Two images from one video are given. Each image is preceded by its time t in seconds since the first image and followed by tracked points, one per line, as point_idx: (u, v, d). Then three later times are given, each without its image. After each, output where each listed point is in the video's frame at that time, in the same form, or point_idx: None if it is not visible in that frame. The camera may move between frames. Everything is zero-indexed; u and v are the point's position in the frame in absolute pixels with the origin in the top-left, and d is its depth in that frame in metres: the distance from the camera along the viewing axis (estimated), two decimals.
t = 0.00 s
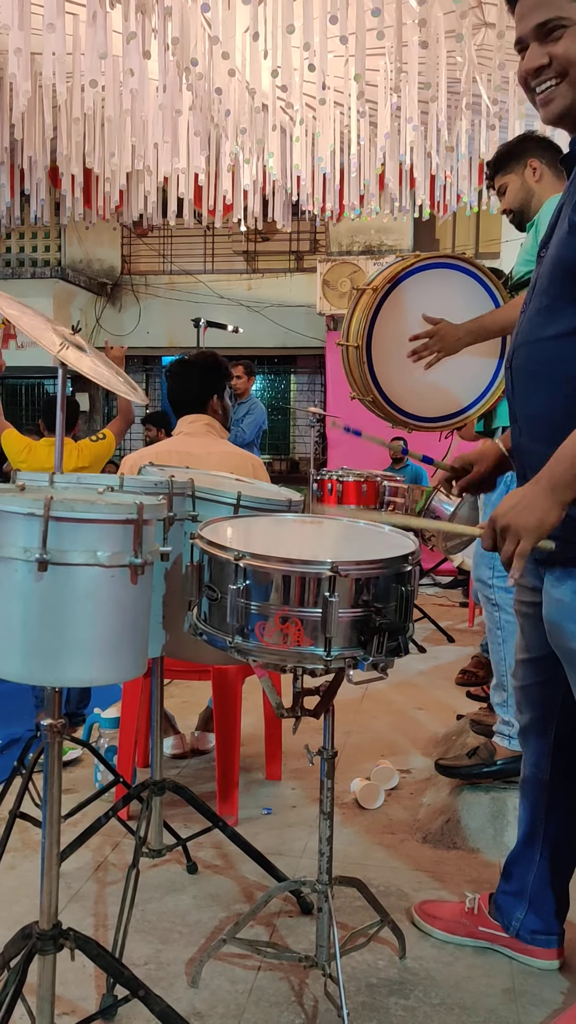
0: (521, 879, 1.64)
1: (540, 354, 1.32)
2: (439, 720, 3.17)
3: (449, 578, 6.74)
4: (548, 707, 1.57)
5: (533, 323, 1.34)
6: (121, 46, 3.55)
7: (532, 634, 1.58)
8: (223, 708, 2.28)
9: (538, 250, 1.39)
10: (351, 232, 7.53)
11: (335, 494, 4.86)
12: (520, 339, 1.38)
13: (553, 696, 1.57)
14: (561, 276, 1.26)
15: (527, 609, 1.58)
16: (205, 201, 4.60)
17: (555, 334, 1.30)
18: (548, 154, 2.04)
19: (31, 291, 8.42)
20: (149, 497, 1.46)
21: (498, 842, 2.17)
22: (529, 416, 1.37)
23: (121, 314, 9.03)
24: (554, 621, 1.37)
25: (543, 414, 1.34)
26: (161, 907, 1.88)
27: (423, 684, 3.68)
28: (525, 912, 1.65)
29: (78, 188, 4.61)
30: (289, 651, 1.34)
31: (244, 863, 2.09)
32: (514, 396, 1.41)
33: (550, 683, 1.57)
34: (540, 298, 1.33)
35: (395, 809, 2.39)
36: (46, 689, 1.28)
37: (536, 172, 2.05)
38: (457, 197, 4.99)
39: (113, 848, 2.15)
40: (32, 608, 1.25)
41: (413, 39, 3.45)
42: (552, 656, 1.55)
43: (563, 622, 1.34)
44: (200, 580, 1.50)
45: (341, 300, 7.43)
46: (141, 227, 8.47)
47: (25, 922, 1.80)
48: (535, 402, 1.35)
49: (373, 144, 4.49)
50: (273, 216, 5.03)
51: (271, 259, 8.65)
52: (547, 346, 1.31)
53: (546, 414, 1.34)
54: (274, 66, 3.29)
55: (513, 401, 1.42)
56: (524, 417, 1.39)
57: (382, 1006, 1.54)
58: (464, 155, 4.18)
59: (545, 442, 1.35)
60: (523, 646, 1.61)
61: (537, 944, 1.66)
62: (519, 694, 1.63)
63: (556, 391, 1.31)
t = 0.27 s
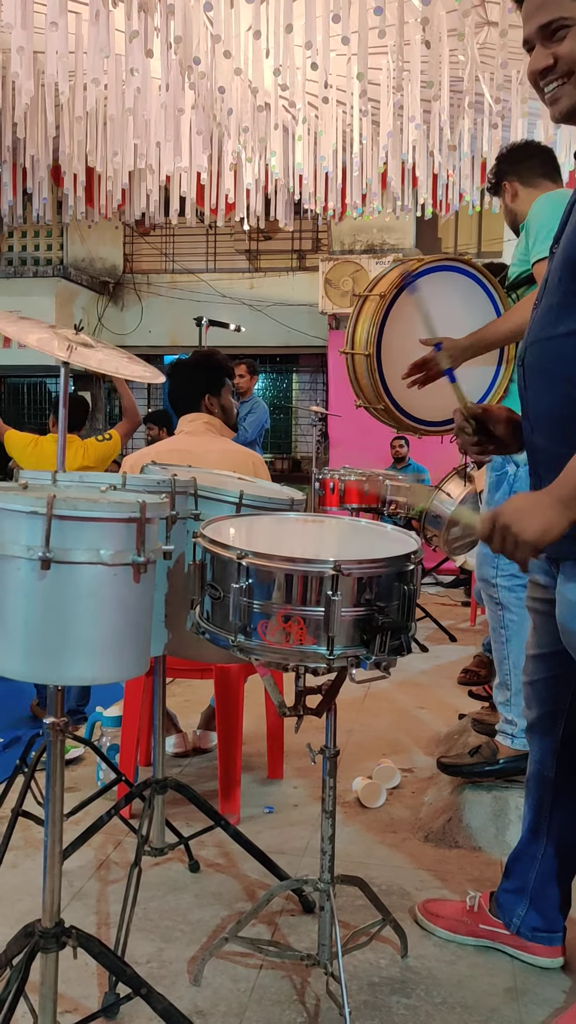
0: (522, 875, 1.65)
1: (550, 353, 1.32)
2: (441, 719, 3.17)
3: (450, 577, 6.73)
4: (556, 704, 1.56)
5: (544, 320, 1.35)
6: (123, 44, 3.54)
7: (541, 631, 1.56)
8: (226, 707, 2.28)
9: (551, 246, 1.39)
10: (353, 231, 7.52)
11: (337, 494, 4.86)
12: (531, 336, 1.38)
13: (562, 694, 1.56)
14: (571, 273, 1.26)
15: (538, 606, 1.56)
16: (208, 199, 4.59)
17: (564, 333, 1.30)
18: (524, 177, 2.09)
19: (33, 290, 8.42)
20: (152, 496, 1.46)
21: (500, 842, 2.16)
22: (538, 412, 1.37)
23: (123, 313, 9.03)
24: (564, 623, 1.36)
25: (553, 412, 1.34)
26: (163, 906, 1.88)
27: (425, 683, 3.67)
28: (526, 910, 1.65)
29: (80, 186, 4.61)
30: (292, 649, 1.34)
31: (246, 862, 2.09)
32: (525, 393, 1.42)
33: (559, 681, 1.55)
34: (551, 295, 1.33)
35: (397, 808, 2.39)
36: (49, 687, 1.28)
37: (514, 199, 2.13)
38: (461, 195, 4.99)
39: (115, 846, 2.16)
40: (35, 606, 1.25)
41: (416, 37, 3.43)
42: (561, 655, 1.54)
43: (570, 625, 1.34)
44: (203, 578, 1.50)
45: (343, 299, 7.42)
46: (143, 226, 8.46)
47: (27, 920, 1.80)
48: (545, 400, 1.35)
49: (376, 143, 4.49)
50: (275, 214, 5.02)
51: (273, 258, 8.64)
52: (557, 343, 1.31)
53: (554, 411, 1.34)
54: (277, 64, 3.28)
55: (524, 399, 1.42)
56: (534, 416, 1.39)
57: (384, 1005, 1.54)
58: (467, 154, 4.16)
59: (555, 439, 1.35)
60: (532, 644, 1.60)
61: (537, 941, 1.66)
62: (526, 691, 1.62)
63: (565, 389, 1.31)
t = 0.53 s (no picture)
0: (539, 884, 1.61)
1: (557, 355, 1.32)
2: (440, 718, 3.17)
3: (450, 577, 6.74)
4: (570, 705, 1.56)
5: (551, 322, 1.34)
6: (123, 43, 3.55)
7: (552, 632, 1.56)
8: (225, 706, 2.28)
9: (556, 247, 1.38)
10: (353, 230, 7.52)
11: (337, 493, 4.86)
12: (539, 338, 1.37)
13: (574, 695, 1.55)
14: None
15: (548, 609, 1.56)
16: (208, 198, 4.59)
17: (571, 333, 1.29)
18: (523, 179, 2.07)
19: (33, 289, 8.42)
20: (152, 495, 1.47)
21: (499, 841, 2.16)
22: (547, 414, 1.36)
23: (123, 312, 9.03)
24: (569, 623, 1.36)
25: (560, 414, 1.33)
26: (163, 904, 1.88)
27: (425, 682, 3.67)
28: (545, 919, 1.62)
29: (81, 185, 4.61)
30: (291, 648, 1.34)
31: (246, 861, 2.09)
32: (533, 395, 1.41)
33: (571, 682, 1.55)
34: (558, 296, 1.32)
35: (397, 807, 2.39)
36: (48, 685, 1.28)
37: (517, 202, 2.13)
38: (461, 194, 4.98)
39: (115, 844, 2.16)
40: (33, 604, 1.25)
41: (415, 36, 3.43)
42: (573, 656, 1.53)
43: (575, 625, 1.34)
44: (202, 577, 1.50)
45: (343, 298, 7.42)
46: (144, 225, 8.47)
47: (27, 918, 1.80)
48: (552, 402, 1.35)
49: (377, 142, 4.49)
50: (275, 213, 5.02)
51: (274, 256, 8.63)
52: (565, 345, 1.30)
53: (561, 413, 1.33)
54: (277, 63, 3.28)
55: (532, 401, 1.41)
56: (540, 419, 1.39)
57: (383, 1004, 1.53)
58: (467, 153, 4.16)
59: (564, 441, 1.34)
60: (543, 644, 1.59)
61: (558, 953, 1.63)
62: (539, 694, 1.61)
63: (573, 392, 1.31)
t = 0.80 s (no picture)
0: (540, 885, 1.62)
1: (559, 357, 1.32)
2: (440, 719, 3.17)
3: (450, 577, 6.74)
4: (569, 705, 1.56)
5: (552, 324, 1.34)
6: (123, 43, 3.55)
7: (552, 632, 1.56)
8: (225, 706, 2.28)
9: (557, 250, 1.38)
10: (353, 231, 7.52)
11: (337, 493, 4.86)
12: (540, 340, 1.38)
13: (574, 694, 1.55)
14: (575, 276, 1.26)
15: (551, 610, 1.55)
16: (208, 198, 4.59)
17: (572, 336, 1.29)
18: (529, 174, 2.06)
19: (33, 289, 8.42)
20: (152, 495, 1.47)
21: (499, 841, 2.16)
22: (548, 416, 1.37)
23: (123, 312, 9.03)
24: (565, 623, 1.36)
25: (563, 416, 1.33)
26: (162, 905, 1.88)
27: (425, 683, 3.67)
28: (546, 921, 1.62)
29: (81, 185, 4.61)
30: (291, 649, 1.34)
31: (245, 862, 2.09)
32: (535, 397, 1.41)
33: (572, 682, 1.55)
34: (557, 299, 1.33)
35: (396, 808, 2.39)
36: (47, 686, 1.28)
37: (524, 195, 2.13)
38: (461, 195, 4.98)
39: (114, 845, 2.16)
40: (33, 604, 1.25)
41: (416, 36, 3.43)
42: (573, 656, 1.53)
43: (572, 625, 1.33)
44: (202, 578, 1.50)
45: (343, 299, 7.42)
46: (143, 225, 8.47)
47: (26, 918, 1.80)
48: (554, 405, 1.35)
49: (376, 142, 4.49)
50: (275, 213, 5.02)
51: (274, 257, 8.63)
52: (565, 347, 1.30)
53: (564, 416, 1.33)
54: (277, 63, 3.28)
55: (534, 403, 1.42)
56: (542, 421, 1.39)
57: (383, 1005, 1.53)
58: (467, 153, 4.16)
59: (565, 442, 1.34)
60: (544, 644, 1.59)
61: (559, 954, 1.63)
62: (538, 694, 1.62)
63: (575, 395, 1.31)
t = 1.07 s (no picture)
0: (539, 886, 1.62)
1: (555, 358, 1.32)
2: (439, 719, 3.17)
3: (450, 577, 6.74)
4: (568, 706, 1.56)
5: (548, 324, 1.34)
6: (123, 43, 3.55)
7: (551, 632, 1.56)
8: (225, 706, 2.28)
9: (552, 249, 1.38)
10: (353, 231, 7.52)
11: (336, 493, 4.86)
12: (536, 340, 1.38)
13: (574, 694, 1.55)
14: (573, 276, 1.26)
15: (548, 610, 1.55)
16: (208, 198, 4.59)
17: (568, 336, 1.29)
18: (532, 166, 2.06)
19: (33, 289, 8.42)
20: (151, 495, 1.47)
21: (498, 842, 2.16)
22: (544, 418, 1.37)
23: (123, 312, 9.03)
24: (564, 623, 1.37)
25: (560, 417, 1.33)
26: (161, 905, 1.88)
27: (424, 683, 3.67)
28: (545, 922, 1.62)
29: (80, 186, 4.61)
30: (291, 649, 1.34)
31: (244, 862, 2.09)
32: (531, 397, 1.41)
33: (571, 682, 1.55)
34: (554, 299, 1.33)
35: (395, 808, 2.39)
36: (46, 686, 1.28)
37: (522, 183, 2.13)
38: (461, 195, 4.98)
39: (114, 845, 2.16)
40: (32, 604, 1.25)
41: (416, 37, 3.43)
42: (572, 656, 1.53)
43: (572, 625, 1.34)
44: (202, 578, 1.50)
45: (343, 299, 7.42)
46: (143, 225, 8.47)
47: (26, 919, 1.80)
48: (551, 405, 1.35)
49: (376, 143, 4.49)
50: (275, 214, 5.02)
51: (273, 257, 8.63)
52: (562, 347, 1.31)
53: (560, 416, 1.33)
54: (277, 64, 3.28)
55: (530, 404, 1.41)
56: (539, 422, 1.39)
57: (382, 1005, 1.53)
58: (467, 154, 4.16)
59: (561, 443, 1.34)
60: (543, 645, 1.59)
61: (557, 955, 1.63)
62: (537, 695, 1.62)
63: (571, 395, 1.31)
